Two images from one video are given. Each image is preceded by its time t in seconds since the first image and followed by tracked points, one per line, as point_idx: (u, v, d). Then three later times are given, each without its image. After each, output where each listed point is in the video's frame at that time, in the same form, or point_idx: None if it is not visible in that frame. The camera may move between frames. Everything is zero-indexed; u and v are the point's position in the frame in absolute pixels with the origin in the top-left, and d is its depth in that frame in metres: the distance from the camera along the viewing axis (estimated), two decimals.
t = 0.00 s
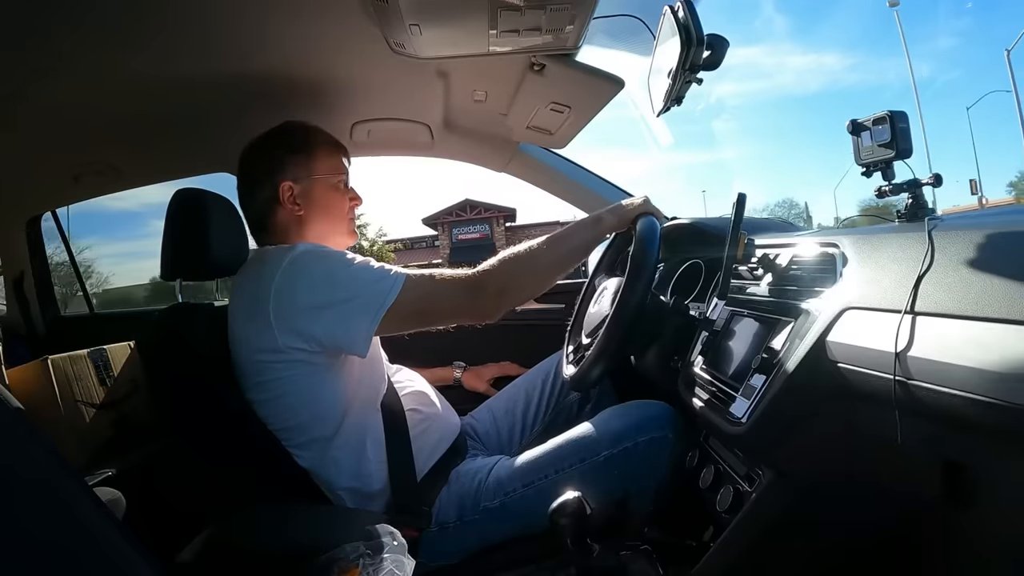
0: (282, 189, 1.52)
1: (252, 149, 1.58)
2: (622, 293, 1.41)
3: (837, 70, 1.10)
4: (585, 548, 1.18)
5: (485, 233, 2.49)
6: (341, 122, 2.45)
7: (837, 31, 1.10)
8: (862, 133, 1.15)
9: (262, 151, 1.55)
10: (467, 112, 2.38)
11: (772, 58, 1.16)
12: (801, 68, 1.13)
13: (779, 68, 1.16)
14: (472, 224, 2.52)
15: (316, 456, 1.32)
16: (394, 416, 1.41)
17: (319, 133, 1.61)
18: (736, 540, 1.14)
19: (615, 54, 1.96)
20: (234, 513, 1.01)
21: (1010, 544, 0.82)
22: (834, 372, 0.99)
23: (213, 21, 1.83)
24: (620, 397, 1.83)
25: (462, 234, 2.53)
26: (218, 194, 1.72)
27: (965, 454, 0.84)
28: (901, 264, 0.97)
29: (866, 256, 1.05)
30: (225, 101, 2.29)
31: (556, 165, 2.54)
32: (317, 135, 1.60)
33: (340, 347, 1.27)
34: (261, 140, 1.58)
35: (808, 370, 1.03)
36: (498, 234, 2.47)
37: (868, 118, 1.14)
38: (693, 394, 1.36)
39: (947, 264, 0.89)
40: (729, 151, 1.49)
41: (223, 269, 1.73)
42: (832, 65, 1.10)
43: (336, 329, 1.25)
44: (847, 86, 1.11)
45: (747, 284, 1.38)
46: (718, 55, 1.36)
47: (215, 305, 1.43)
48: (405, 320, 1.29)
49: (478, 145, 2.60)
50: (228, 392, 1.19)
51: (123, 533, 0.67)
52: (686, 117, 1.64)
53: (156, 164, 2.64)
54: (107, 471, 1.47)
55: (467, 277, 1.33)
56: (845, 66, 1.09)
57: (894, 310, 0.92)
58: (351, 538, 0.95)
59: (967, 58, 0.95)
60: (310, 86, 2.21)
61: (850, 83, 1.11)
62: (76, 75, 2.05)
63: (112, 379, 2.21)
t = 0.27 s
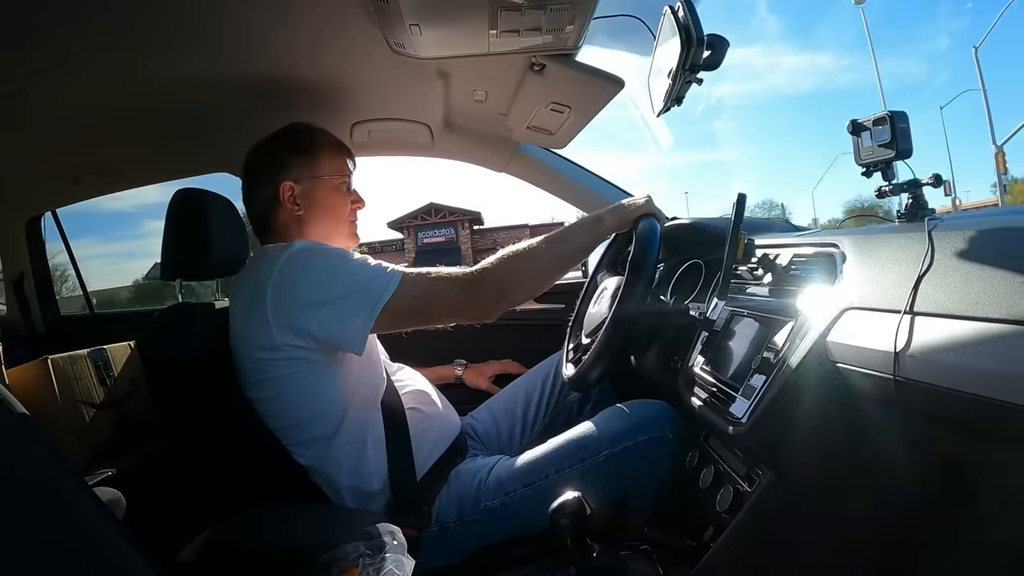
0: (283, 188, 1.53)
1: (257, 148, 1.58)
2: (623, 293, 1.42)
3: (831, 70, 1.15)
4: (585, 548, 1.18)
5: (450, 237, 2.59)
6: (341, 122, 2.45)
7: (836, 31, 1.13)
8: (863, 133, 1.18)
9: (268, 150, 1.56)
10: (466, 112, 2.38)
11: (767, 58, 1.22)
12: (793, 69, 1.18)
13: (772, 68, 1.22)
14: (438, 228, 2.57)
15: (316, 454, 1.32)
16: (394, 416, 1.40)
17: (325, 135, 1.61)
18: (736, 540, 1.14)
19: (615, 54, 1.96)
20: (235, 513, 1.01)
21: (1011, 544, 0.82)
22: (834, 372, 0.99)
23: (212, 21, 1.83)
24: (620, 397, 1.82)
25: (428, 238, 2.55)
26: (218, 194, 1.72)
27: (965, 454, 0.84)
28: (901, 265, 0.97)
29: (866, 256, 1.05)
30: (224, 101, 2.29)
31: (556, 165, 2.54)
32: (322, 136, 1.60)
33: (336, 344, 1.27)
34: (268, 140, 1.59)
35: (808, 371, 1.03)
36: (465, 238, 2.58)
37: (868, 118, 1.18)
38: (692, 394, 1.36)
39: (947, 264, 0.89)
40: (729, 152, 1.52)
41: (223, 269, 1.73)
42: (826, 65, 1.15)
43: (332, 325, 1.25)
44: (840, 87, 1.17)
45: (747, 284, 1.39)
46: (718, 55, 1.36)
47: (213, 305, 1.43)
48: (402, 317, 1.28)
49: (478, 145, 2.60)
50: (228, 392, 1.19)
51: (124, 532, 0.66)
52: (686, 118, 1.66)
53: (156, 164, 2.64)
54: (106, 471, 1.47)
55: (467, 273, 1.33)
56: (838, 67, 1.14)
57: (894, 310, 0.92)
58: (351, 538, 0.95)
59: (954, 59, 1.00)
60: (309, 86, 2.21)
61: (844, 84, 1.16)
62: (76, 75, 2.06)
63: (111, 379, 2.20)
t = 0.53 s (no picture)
0: (286, 187, 1.53)
1: (263, 146, 1.59)
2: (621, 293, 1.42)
3: (822, 72, 1.17)
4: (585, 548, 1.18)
5: (417, 241, 2.43)
6: (341, 122, 2.45)
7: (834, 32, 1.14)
8: (863, 133, 1.19)
9: (273, 149, 1.56)
10: (467, 112, 2.38)
11: (758, 61, 1.26)
12: (785, 72, 1.22)
13: (763, 71, 1.27)
14: (406, 232, 2.43)
15: (314, 452, 1.31)
16: (394, 415, 1.41)
17: (330, 136, 1.61)
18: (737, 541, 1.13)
19: (615, 54, 1.97)
20: (235, 513, 1.01)
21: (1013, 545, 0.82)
22: (834, 372, 0.99)
23: (213, 21, 1.83)
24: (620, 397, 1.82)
25: (395, 242, 2.40)
26: (218, 194, 1.72)
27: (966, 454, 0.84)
28: (902, 264, 0.97)
29: (866, 256, 1.05)
30: (225, 101, 2.29)
31: (557, 165, 2.53)
32: (329, 139, 1.60)
33: (336, 338, 1.27)
34: (274, 139, 1.59)
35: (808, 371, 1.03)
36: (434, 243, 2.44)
37: (868, 118, 1.18)
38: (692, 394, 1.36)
39: (947, 265, 0.89)
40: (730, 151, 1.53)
41: (222, 269, 1.72)
42: (817, 68, 1.17)
43: (332, 319, 1.25)
44: (830, 90, 1.18)
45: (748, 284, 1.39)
46: (719, 56, 1.37)
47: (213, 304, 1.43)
48: (402, 313, 1.28)
49: (478, 145, 2.60)
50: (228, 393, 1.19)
51: (123, 533, 0.66)
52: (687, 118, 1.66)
53: (156, 163, 2.63)
54: (106, 471, 1.47)
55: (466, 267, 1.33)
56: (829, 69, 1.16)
57: (894, 310, 0.92)
58: (351, 538, 0.95)
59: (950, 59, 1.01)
60: (309, 85, 2.21)
61: (830, 85, 1.17)
62: (76, 75, 2.06)
63: (111, 379, 2.18)
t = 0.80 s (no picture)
0: (287, 186, 1.53)
1: (264, 146, 1.59)
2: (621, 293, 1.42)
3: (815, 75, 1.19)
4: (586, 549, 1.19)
5: (390, 245, 2.48)
6: (341, 122, 2.45)
7: (839, 33, 1.14)
8: (863, 133, 1.17)
9: (274, 148, 1.56)
10: (466, 112, 2.38)
11: (755, 61, 1.33)
12: (779, 73, 1.25)
13: (758, 71, 1.33)
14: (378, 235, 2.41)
15: (313, 449, 1.31)
16: (393, 416, 1.41)
17: (330, 138, 1.61)
18: (736, 541, 1.13)
19: (615, 55, 1.97)
20: (236, 513, 1.01)
21: (1012, 545, 0.82)
22: (835, 371, 0.99)
23: (213, 21, 1.83)
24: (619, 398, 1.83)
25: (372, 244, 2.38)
26: (218, 193, 1.72)
27: (965, 454, 0.84)
28: (902, 264, 0.97)
29: (866, 257, 1.05)
30: (224, 100, 2.28)
31: (556, 166, 2.52)
32: (328, 139, 1.61)
33: (338, 334, 1.27)
34: (276, 139, 1.60)
35: (808, 373, 1.03)
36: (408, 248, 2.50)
37: (868, 118, 1.16)
38: (692, 394, 1.36)
39: (947, 265, 0.89)
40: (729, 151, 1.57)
41: (222, 268, 1.72)
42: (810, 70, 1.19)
43: (334, 314, 1.25)
44: (827, 92, 1.20)
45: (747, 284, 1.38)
46: (719, 55, 1.36)
47: (213, 305, 1.43)
48: (402, 309, 1.29)
49: (478, 145, 2.60)
50: (229, 394, 1.19)
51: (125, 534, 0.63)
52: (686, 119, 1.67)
53: (156, 163, 2.63)
54: (107, 471, 1.47)
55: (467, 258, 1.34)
56: (822, 71, 1.18)
57: (894, 310, 0.92)
58: (352, 538, 0.95)
59: (945, 59, 1.00)
60: (308, 85, 2.21)
61: (827, 88, 1.20)
62: (76, 75, 2.06)
63: (111, 380, 2.17)
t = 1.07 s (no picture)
0: (292, 186, 1.53)
1: (266, 149, 1.59)
2: (622, 290, 1.42)
3: (814, 75, 1.19)
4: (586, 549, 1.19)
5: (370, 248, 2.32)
6: (341, 122, 2.45)
7: (838, 34, 1.14)
8: (863, 133, 1.19)
9: (277, 150, 1.56)
10: (466, 112, 2.37)
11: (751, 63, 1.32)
12: (775, 74, 1.25)
13: (758, 73, 1.29)
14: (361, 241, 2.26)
15: (313, 446, 1.31)
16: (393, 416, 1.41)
17: (332, 138, 1.62)
18: (736, 542, 1.13)
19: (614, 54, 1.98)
20: (235, 513, 1.01)
21: (1011, 545, 0.82)
22: (834, 371, 0.99)
23: (212, 21, 1.82)
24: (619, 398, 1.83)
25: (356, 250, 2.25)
26: (218, 194, 1.72)
27: (966, 454, 0.84)
28: (902, 264, 0.97)
29: (865, 256, 1.05)
30: (223, 100, 2.28)
31: (556, 165, 2.52)
32: (329, 140, 1.61)
33: (341, 330, 1.27)
34: (276, 143, 1.60)
35: (808, 373, 1.03)
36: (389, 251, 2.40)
37: (867, 119, 1.18)
38: (692, 394, 1.36)
39: (947, 264, 0.89)
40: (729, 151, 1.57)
41: (222, 269, 1.72)
42: (807, 70, 1.20)
43: (337, 310, 1.26)
44: (825, 91, 1.20)
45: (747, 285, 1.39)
46: (718, 55, 1.36)
47: (214, 305, 1.43)
48: (403, 307, 1.28)
49: (478, 145, 2.60)
50: (229, 394, 1.19)
51: (124, 533, 0.63)
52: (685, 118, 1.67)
53: (156, 163, 2.63)
54: (107, 471, 1.47)
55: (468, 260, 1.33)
56: (821, 71, 1.17)
57: (894, 309, 0.92)
58: (351, 538, 0.95)
59: (942, 62, 0.98)
60: (308, 86, 2.20)
61: (824, 87, 1.20)
62: (76, 76, 2.06)
63: (111, 380, 2.17)
